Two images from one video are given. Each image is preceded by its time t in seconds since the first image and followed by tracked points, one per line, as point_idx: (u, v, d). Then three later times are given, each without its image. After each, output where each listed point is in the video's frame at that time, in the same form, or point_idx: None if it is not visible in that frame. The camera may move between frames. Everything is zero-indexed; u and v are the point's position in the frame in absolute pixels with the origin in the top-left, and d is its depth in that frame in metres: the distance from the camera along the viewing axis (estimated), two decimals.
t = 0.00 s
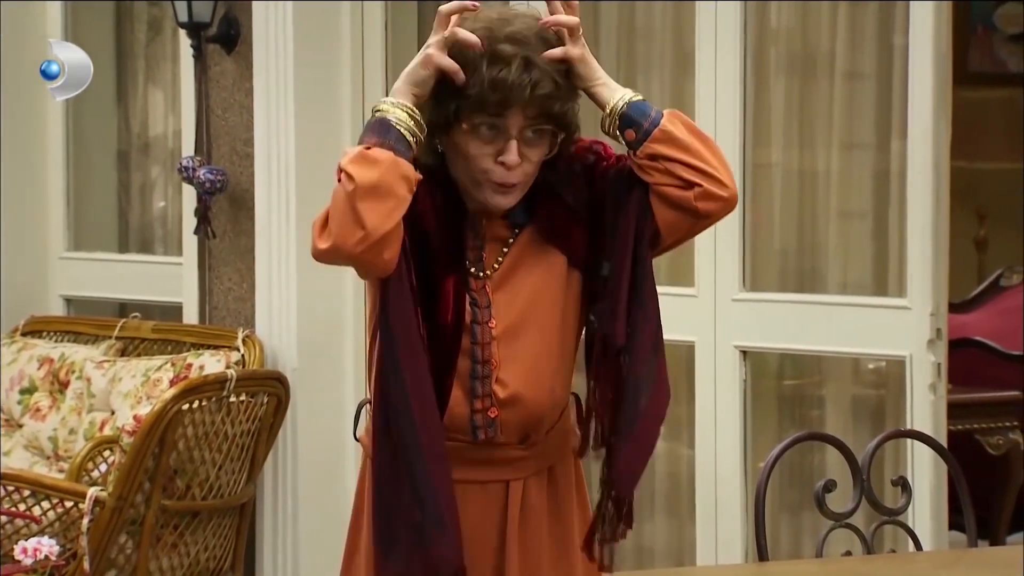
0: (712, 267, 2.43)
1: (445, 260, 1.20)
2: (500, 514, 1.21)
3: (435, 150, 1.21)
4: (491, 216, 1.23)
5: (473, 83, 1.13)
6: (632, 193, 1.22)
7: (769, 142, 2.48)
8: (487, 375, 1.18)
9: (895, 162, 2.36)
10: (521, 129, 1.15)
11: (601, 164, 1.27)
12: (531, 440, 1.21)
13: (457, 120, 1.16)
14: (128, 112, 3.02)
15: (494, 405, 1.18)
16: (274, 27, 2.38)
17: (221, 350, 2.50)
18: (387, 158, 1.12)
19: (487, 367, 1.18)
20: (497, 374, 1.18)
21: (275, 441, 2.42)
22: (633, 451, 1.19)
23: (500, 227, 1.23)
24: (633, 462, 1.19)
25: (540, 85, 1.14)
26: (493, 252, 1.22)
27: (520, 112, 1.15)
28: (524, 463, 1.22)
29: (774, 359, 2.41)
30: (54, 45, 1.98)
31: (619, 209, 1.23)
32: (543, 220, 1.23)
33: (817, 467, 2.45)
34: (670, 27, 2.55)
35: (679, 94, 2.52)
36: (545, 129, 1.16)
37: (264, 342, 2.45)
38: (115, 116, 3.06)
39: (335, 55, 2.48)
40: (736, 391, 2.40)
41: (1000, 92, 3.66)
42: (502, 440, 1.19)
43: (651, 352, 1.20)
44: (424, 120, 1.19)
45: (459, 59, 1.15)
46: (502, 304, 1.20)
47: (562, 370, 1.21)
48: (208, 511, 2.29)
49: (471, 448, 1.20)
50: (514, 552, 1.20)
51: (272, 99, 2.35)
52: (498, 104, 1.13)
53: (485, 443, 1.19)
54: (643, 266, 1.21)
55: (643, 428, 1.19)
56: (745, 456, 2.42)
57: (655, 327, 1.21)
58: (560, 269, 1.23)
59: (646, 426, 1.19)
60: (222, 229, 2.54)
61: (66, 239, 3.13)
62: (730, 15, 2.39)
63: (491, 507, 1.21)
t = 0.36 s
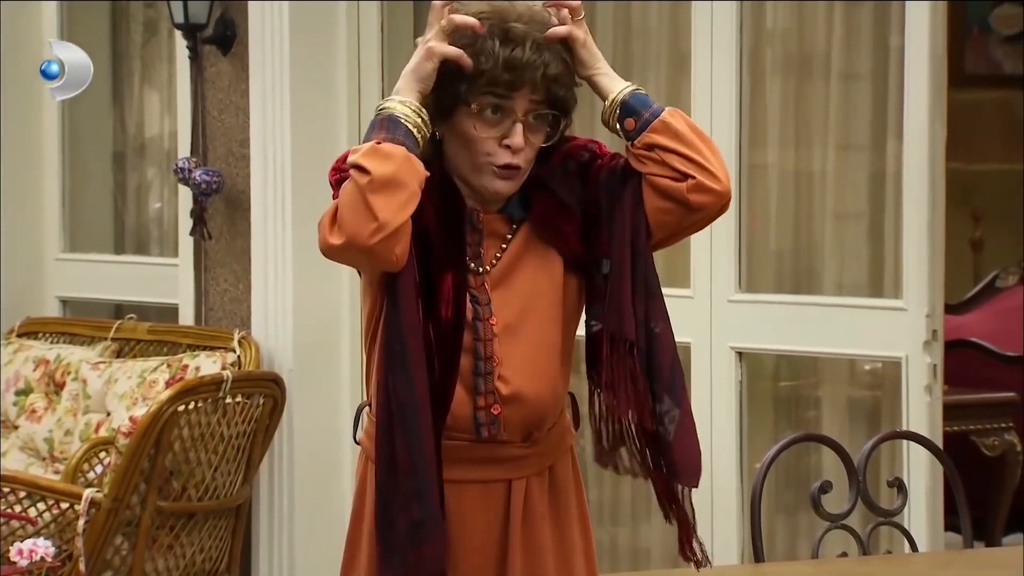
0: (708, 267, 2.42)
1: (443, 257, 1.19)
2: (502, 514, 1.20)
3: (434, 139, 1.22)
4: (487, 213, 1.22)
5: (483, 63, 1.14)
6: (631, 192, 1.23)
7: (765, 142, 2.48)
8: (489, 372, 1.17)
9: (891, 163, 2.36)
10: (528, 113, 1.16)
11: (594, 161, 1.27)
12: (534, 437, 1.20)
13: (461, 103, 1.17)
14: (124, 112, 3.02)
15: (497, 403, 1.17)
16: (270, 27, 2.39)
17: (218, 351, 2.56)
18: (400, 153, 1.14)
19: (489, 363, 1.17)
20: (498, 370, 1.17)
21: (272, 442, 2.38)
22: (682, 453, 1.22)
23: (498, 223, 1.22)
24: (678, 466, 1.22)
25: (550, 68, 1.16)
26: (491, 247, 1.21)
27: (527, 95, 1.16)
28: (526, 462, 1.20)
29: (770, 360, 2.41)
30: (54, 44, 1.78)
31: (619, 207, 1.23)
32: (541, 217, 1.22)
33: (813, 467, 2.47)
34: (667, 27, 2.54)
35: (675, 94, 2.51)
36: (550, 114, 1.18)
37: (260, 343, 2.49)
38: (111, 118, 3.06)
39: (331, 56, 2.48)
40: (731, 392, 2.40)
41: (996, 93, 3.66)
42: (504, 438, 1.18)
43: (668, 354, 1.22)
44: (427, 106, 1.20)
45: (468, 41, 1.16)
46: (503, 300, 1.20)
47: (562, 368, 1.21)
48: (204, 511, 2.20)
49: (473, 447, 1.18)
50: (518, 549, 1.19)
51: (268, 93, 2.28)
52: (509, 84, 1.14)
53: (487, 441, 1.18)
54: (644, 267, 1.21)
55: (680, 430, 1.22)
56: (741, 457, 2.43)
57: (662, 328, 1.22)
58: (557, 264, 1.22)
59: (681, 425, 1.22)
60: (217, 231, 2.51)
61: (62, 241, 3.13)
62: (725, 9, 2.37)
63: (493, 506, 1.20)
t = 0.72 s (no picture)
0: (705, 272, 2.43)
1: (433, 268, 1.21)
2: (494, 526, 1.22)
3: (428, 149, 1.24)
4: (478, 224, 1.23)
5: (474, 69, 1.16)
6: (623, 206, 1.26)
7: (760, 148, 2.48)
8: (480, 383, 1.19)
9: (887, 167, 2.37)
10: (521, 118, 1.18)
11: (587, 172, 1.29)
12: (525, 448, 1.21)
13: (453, 108, 1.18)
14: (119, 116, 3.02)
15: (487, 414, 1.19)
16: (266, 32, 2.39)
17: (212, 357, 2.49)
18: (391, 167, 1.15)
19: (480, 375, 1.19)
20: (489, 382, 1.19)
21: (268, 450, 2.42)
22: (649, 471, 1.23)
23: (488, 235, 1.23)
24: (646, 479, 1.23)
25: (541, 72, 1.17)
26: (483, 258, 1.23)
27: (519, 99, 1.17)
28: (517, 473, 1.22)
29: (766, 366, 2.42)
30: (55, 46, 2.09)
31: (609, 223, 1.26)
32: (531, 229, 1.24)
33: (809, 474, 2.45)
34: (662, 31, 2.53)
35: (672, 99, 2.51)
36: (545, 118, 1.19)
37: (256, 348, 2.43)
38: (106, 123, 3.06)
39: (326, 60, 2.49)
40: (727, 397, 2.40)
41: (991, 99, 3.68)
42: (495, 449, 1.19)
43: (650, 370, 1.24)
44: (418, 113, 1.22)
45: (457, 46, 1.18)
46: (493, 312, 1.21)
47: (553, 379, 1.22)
48: (199, 518, 2.28)
49: (464, 459, 1.20)
50: (511, 560, 1.21)
51: (264, 95, 2.37)
52: (502, 88, 1.16)
53: (477, 453, 1.19)
54: (631, 283, 1.24)
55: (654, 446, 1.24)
56: (737, 463, 2.43)
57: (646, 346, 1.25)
58: (548, 276, 1.24)
59: (656, 442, 1.24)
60: (213, 236, 2.53)
61: (57, 246, 3.12)
62: (721, 14, 2.40)
63: (485, 517, 1.21)
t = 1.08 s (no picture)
0: (702, 277, 2.43)
1: (428, 277, 1.25)
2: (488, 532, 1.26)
3: (430, 155, 1.28)
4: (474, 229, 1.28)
5: (477, 66, 1.21)
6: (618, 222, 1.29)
7: (758, 154, 2.48)
8: (474, 390, 1.23)
9: (884, 172, 2.37)
10: (524, 113, 1.23)
11: (587, 183, 1.32)
12: (518, 456, 1.26)
13: (458, 108, 1.22)
14: (117, 122, 3.02)
15: (481, 420, 1.23)
16: (264, 35, 2.39)
17: (210, 362, 2.48)
18: (378, 185, 1.19)
19: (474, 382, 1.23)
20: (483, 389, 1.23)
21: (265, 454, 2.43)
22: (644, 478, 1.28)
23: (485, 242, 1.27)
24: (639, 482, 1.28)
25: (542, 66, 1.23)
26: (479, 265, 1.27)
27: (523, 93, 1.23)
28: (510, 481, 1.26)
29: (763, 371, 2.42)
30: (56, 47, 2.15)
31: (604, 238, 1.29)
32: (529, 237, 1.28)
33: (806, 479, 2.45)
34: (659, 37, 2.54)
35: (669, 105, 2.51)
36: (547, 112, 1.24)
37: (253, 353, 2.44)
38: (103, 128, 3.06)
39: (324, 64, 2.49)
40: (725, 402, 2.40)
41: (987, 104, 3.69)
42: (489, 455, 1.24)
43: (643, 386, 1.28)
44: (421, 119, 1.25)
45: (457, 47, 1.23)
46: (488, 319, 1.25)
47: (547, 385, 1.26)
48: (197, 523, 2.28)
49: (458, 466, 1.24)
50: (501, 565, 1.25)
51: (261, 105, 2.39)
52: (505, 83, 1.21)
53: (472, 458, 1.23)
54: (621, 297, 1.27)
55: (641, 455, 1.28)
56: (734, 468, 2.43)
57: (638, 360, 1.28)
58: (541, 284, 1.28)
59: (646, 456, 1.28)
60: (211, 241, 2.53)
61: (54, 251, 3.12)
62: (718, 21, 2.40)
63: (479, 522, 1.25)
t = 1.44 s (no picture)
0: (700, 280, 2.43)
1: (433, 332, 1.26)
2: None
3: (433, 175, 1.28)
4: (481, 272, 1.30)
5: (477, 71, 1.24)
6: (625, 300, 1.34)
7: (756, 157, 2.47)
8: (483, 444, 1.26)
9: (882, 176, 2.37)
10: (525, 116, 1.25)
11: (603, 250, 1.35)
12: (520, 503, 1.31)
13: (461, 119, 1.24)
14: (115, 125, 3.02)
15: (489, 473, 1.26)
16: (263, 35, 2.40)
17: (208, 366, 2.49)
18: (306, 419, 1.19)
19: (483, 436, 1.26)
20: (491, 442, 1.26)
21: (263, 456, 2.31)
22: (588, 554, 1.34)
23: (491, 283, 1.30)
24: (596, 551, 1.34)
25: (538, 70, 1.26)
26: (485, 309, 1.29)
27: (522, 101, 1.26)
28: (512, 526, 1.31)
29: (761, 374, 2.42)
30: (57, 47, 2.15)
31: (607, 305, 1.34)
32: (540, 286, 1.32)
33: (804, 483, 2.46)
34: (657, 41, 2.54)
35: (668, 109, 2.52)
36: (546, 118, 1.27)
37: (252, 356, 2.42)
38: (101, 131, 3.06)
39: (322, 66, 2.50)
40: (724, 405, 2.41)
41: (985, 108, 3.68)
42: (495, 506, 1.28)
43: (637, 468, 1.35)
44: (423, 137, 1.26)
45: (454, 61, 1.26)
46: (494, 372, 1.28)
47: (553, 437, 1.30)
48: (194, 527, 2.24)
49: (466, 516, 1.28)
50: None
51: (261, 103, 2.37)
52: (505, 87, 1.24)
53: (480, 508, 1.28)
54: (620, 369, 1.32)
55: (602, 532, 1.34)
56: (732, 471, 2.43)
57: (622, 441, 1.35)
58: (547, 339, 1.31)
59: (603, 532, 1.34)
60: (208, 245, 2.53)
61: (53, 255, 3.12)
62: (717, 23, 2.40)
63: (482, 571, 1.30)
